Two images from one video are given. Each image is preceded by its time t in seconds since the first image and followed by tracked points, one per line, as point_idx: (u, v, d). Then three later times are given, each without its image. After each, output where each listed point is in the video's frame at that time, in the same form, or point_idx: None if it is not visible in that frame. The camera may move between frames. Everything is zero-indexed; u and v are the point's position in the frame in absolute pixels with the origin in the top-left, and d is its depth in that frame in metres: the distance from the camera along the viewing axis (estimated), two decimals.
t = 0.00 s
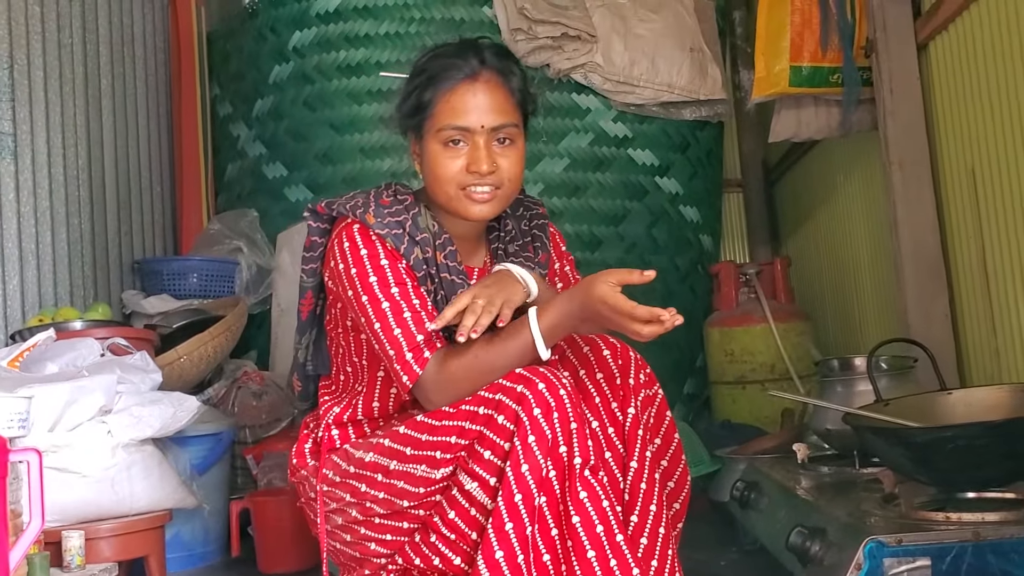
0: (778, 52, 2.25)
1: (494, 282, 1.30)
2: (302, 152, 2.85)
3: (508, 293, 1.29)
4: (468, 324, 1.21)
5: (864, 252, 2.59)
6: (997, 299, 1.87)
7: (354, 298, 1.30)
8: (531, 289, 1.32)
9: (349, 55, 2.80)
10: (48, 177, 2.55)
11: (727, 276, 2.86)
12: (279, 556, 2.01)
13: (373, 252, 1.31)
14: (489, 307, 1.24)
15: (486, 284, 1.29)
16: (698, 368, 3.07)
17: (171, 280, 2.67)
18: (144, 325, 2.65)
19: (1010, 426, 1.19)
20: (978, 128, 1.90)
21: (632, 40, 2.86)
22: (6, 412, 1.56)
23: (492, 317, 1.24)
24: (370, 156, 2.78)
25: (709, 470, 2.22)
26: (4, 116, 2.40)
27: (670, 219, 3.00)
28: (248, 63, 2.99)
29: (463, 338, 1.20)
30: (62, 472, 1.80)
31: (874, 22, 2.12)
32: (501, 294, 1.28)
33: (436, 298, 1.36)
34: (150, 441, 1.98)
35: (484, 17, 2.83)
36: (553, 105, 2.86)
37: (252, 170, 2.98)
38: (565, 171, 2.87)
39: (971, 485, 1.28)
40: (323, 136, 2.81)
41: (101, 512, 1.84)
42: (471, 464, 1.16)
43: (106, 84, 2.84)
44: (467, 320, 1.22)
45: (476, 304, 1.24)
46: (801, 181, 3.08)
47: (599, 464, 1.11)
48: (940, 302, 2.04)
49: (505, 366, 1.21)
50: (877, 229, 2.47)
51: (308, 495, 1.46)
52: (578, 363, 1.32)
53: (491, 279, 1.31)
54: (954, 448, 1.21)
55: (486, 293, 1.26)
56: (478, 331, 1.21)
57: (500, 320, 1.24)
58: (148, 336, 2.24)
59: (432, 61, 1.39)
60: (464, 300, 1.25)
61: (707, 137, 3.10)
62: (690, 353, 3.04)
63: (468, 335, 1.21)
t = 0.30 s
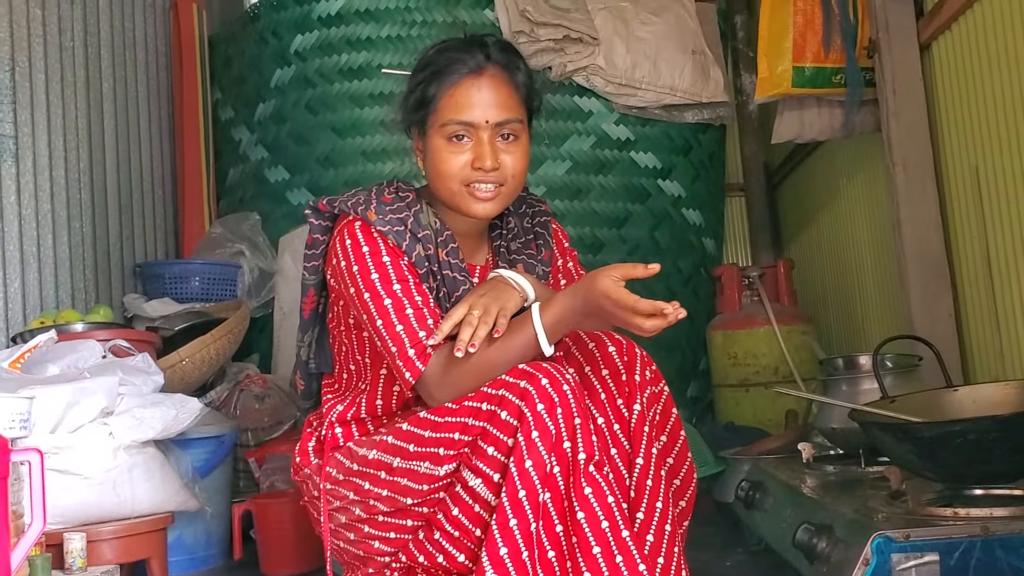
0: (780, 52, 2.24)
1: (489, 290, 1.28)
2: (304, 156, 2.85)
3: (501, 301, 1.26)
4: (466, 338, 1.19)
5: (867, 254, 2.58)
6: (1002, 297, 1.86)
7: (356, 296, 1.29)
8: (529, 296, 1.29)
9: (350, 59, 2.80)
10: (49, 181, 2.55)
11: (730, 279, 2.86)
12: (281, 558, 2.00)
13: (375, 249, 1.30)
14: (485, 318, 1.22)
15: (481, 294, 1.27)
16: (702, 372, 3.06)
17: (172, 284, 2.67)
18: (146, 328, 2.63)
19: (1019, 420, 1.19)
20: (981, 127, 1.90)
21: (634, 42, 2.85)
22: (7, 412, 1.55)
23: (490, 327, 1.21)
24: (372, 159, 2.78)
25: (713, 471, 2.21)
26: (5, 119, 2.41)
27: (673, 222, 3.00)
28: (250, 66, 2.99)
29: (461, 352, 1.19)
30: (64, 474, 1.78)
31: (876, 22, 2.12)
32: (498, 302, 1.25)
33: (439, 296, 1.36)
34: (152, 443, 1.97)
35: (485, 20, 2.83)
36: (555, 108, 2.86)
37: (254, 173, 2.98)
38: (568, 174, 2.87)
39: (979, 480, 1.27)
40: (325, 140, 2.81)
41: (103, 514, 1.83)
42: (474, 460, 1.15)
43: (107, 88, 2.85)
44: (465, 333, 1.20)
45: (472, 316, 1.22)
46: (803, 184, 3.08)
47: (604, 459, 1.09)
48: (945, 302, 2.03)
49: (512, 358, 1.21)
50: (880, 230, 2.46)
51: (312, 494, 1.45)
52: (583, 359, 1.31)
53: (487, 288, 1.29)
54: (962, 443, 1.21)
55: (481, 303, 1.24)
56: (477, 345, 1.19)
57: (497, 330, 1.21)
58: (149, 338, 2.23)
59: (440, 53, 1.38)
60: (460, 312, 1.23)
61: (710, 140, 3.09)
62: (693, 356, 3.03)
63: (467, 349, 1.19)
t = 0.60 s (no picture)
0: (776, 57, 2.25)
1: (485, 294, 1.27)
2: (300, 162, 2.84)
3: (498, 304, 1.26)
4: (463, 344, 1.19)
5: (864, 258, 2.57)
6: (998, 300, 1.86)
7: (349, 300, 1.28)
8: (525, 299, 1.28)
9: (346, 65, 2.81)
10: (43, 187, 2.55)
11: (727, 285, 2.85)
12: (277, 566, 1.98)
13: (368, 252, 1.30)
14: (483, 322, 1.21)
15: (477, 298, 1.26)
16: (699, 378, 3.04)
17: (168, 291, 2.66)
18: (140, 335, 2.61)
19: (1016, 420, 1.18)
20: (976, 129, 1.90)
21: (631, 49, 2.88)
22: None
23: (488, 331, 1.21)
24: (368, 165, 2.78)
25: (711, 476, 2.20)
26: None
27: (670, 228, 2.99)
28: (246, 73, 2.99)
29: (459, 358, 1.18)
30: (57, 481, 1.77)
31: (872, 26, 2.12)
32: (496, 305, 1.25)
33: (432, 298, 1.35)
34: (147, 451, 1.95)
35: (482, 27, 2.83)
36: (552, 114, 2.86)
37: (250, 181, 2.98)
38: (565, 180, 2.86)
39: (977, 481, 1.26)
40: (321, 145, 2.81)
41: (96, 522, 1.81)
42: (467, 464, 1.14)
43: (103, 94, 2.84)
44: (462, 337, 1.19)
45: (469, 321, 1.21)
46: (799, 189, 3.08)
47: (599, 462, 1.08)
48: (942, 308, 2.03)
49: (508, 362, 1.20)
50: (878, 235, 2.46)
51: (305, 500, 1.45)
52: (580, 362, 1.30)
53: (481, 292, 1.28)
54: (960, 443, 1.20)
55: (478, 308, 1.24)
56: (476, 350, 1.18)
57: (496, 332, 1.21)
58: (143, 345, 2.22)
59: (433, 54, 1.38)
60: (457, 319, 1.23)
61: (707, 146, 3.08)
62: (691, 362, 3.02)
63: (465, 355, 1.18)
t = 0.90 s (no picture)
0: (776, 57, 2.24)
1: (482, 292, 1.27)
2: (298, 164, 2.84)
3: (495, 302, 1.25)
4: (460, 341, 1.18)
5: (864, 260, 2.57)
6: (999, 300, 1.85)
7: (344, 298, 1.28)
8: (522, 296, 1.27)
9: (345, 67, 2.80)
10: (41, 188, 2.55)
11: (727, 286, 2.84)
12: (275, 569, 1.98)
13: (363, 249, 1.29)
14: (480, 319, 1.21)
15: (473, 296, 1.25)
16: (699, 381, 3.03)
17: (166, 292, 2.65)
18: (138, 336, 2.62)
19: (1017, 417, 1.17)
20: (976, 127, 1.89)
21: (630, 51, 2.87)
22: None
23: (484, 328, 1.20)
24: (368, 167, 2.78)
25: (710, 478, 2.19)
26: None
27: (670, 230, 2.98)
28: (245, 75, 2.99)
29: (456, 355, 1.18)
30: (52, 482, 1.76)
31: (872, 27, 2.12)
32: (492, 303, 1.24)
33: (429, 296, 1.35)
34: (144, 452, 1.94)
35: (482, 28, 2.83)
36: (552, 116, 2.86)
37: (249, 182, 2.97)
38: (565, 181, 2.86)
39: (978, 480, 1.25)
40: (320, 147, 2.80)
41: (93, 523, 1.81)
42: (463, 462, 1.13)
43: (101, 96, 2.84)
44: (459, 335, 1.19)
45: (466, 318, 1.21)
46: (800, 191, 3.07)
47: (595, 459, 1.08)
48: (943, 308, 2.02)
49: (505, 358, 1.20)
50: (878, 236, 2.45)
51: (302, 498, 1.45)
52: (578, 360, 1.29)
53: (478, 289, 1.27)
54: (960, 441, 1.19)
55: (474, 305, 1.23)
56: (471, 347, 1.18)
57: (492, 329, 1.20)
58: (141, 346, 2.22)
59: (432, 49, 1.37)
60: (454, 316, 1.22)
61: (707, 148, 3.07)
62: (691, 364, 3.01)
63: (462, 352, 1.18)
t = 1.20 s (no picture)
0: (777, 61, 2.24)
1: (482, 293, 1.26)
2: (299, 167, 2.84)
3: (495, 303, 1.25)
4: (459, 341, 1.18)
5: (865, 265, 2.56)
6: (1001, 305, 1.84)
7: (343, 299, 1.27)
8: (522, 297, 1.27)
9: (346, 71, 2.80)
10: (42, 191, 2.55)
11: (727, 290, 2.84)
12: (274, 571, 1.97)
13: (361, 251, 1.29)
14: (479, 319, 1.21)
15: (473, 296, 1.25)
16: (699, 385, 3.03)
17: (166, 295, 2.65)
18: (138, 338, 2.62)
19: (1020, 420, 1.17)
20: (977, 130, 1.89)
21: (631, 55, 2.87)
22: None
23: (484, 328, 1.20)
24: (368, 170, 2.77)
25: (711, 481, 2.19)
26: None
27: (671, 234, 2.98)
28: (246, 79, 2.99)
29: (455, 355, 1.18)
30: (52, 484, 1.75)
31: (872, 30, 2.12)
32: (492, 304, 1.24)
33: (428, 297, 1.35)
34: (143, 454, 1.94)
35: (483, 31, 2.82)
36: (552, 119, 2.86)
37: (249, 186, 2.97)
38: (565, 185, 2.86)
39: (980, 483, 1.25)
40: (321, 150, 2.81)
41: (92, 526, 1.80)
42: (462, 463, 1.13)
43: (102, 99, 2.85)
44: (458, 335, 1.19)
45: (466, 319, 1.21)
46: (800, 196, 3.07)
47: (595, 460, 1.07)
48: (944, 311, 2.02)
49: (502, 360, 1.20)
50: (879, 240, 2.45)
51: (300, 500, 1.44)
52: (579, 361, 1.29)
53: (479, 290, 1.27)
54: (963, 444, 1.19)
55: (474, 305, 1.23)
56: (471, 347, 1.18)
57: (492, 330, 1.20)
58: (141, 348, 2.22)
59: (433, 51, 1.37)
60: (455, 316, 1.22)
61: (707, 152, 3.07)
62: (691, 369, 3.00)
63: (461, 352, 1.18)
